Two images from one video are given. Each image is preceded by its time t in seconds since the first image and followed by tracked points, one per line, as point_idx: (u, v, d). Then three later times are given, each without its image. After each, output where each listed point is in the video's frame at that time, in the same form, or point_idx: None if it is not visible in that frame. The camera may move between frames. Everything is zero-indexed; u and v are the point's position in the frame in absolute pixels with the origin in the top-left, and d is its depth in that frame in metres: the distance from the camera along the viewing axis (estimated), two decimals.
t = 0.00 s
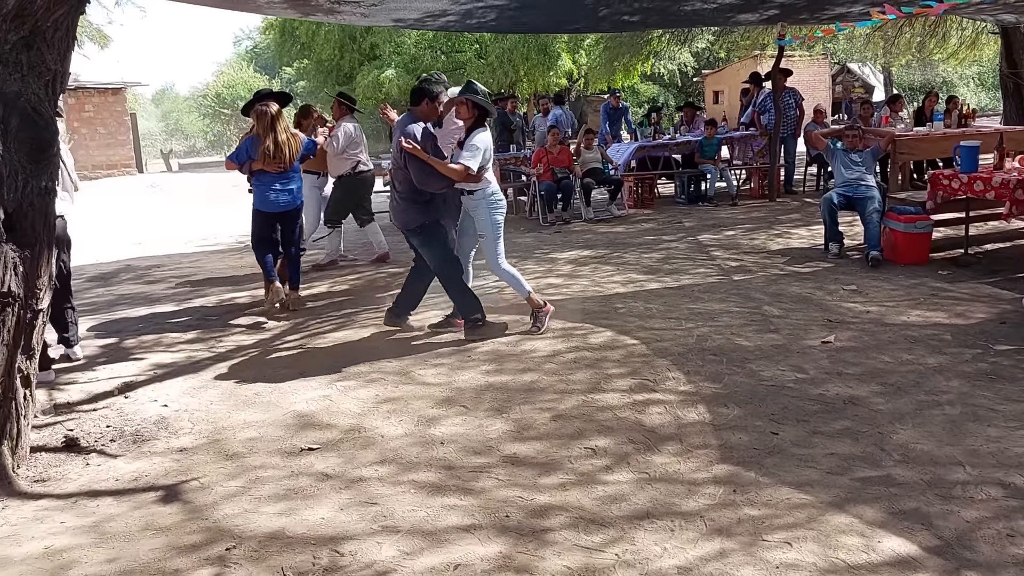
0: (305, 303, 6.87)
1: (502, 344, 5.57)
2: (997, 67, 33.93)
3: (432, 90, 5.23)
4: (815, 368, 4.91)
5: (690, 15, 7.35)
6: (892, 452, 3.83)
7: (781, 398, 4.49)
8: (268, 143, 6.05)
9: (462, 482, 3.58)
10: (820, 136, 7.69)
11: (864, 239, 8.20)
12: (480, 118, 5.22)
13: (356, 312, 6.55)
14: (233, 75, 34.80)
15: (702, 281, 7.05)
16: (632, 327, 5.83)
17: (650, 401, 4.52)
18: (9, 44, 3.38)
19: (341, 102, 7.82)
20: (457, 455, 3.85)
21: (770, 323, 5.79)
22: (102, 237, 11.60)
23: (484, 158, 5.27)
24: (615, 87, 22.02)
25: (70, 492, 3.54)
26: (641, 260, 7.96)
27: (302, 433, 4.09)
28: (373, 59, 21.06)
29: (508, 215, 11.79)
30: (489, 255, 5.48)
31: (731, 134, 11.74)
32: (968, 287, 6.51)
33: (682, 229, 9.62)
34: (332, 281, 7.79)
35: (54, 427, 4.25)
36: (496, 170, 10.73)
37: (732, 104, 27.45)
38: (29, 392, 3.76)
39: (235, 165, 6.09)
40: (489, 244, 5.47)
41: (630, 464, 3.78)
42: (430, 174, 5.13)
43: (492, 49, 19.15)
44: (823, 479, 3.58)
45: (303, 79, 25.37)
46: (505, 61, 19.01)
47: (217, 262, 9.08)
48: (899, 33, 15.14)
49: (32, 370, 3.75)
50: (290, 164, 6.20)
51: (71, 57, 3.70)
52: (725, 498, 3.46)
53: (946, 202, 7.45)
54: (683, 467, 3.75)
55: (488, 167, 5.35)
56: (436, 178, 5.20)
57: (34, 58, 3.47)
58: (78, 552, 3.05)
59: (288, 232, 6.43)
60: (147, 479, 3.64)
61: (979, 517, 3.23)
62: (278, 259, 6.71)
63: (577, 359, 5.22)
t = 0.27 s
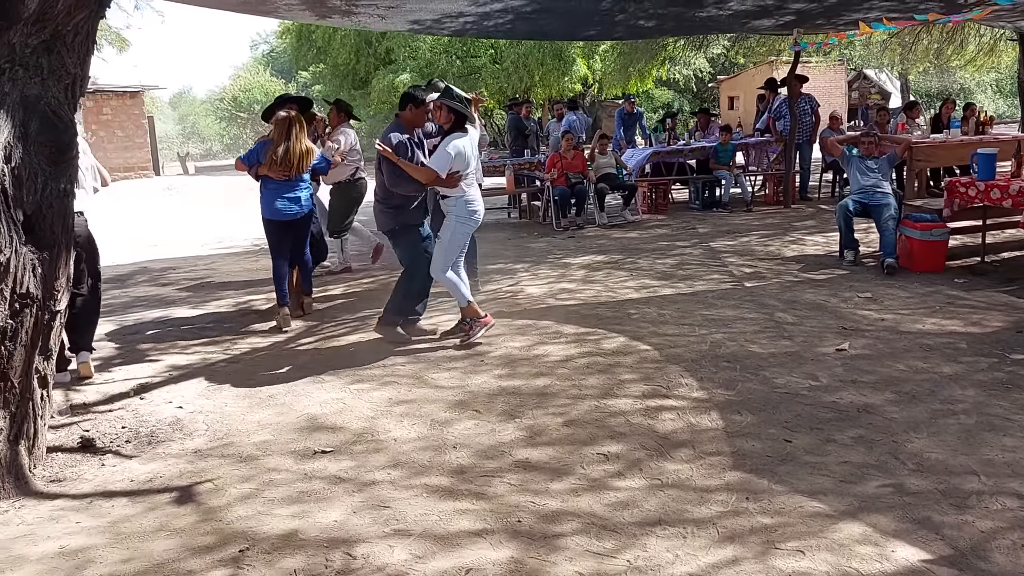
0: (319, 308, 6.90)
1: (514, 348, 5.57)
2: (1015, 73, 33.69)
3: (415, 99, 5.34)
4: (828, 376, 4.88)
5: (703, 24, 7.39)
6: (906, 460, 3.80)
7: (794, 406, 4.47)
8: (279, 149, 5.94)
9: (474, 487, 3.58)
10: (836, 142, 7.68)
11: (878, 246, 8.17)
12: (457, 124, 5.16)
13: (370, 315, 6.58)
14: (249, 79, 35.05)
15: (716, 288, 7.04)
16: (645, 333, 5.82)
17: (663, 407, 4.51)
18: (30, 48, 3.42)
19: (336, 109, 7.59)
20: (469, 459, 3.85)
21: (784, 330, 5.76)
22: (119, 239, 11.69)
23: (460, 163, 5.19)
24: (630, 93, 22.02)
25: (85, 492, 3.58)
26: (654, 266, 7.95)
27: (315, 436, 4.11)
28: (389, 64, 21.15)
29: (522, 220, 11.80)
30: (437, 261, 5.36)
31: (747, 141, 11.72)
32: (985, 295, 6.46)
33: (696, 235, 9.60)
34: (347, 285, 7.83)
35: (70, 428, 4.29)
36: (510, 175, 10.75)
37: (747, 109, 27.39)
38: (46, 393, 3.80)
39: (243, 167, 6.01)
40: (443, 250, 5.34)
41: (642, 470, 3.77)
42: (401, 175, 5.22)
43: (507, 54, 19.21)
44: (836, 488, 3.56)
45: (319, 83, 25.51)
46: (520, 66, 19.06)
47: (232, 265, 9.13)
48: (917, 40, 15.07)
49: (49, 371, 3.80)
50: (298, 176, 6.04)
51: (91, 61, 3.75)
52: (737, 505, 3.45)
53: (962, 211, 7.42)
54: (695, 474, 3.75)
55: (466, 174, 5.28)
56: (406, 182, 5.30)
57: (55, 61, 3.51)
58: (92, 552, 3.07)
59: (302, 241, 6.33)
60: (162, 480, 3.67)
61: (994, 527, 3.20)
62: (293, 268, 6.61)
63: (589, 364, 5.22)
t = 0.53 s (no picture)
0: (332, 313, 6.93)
1: (525, 354, 5.57)
2: None
3: (401, 102, 5.36)
4: (840, 383, 4.85)
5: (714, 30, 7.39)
6: (918, 468, 3.78)
7: (806, 412, 4.45)
8: (292, 154, 5.93)
9: (484, 492, 3.58)
10: (848, 147, 7.65)
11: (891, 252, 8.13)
12: (433, 128, 5.16)
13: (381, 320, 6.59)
14: (263, 84, 35.30)
15: (727, 293, 7.02)
16: (656, 339, 5.81)
17: (673, 413, 4.50)
18: (46, 55, 3.43)
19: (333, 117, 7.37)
20: (479, 464, 3.86)
21: (796, 337, 5.74)
22: (133, 244, 11.77)
23: (432, 166, 5.11)
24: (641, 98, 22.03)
25: (98, 496, 3.60)
26: (665, 271, 7.93)
27: (326, 440, 4.12)
28: (400, 69, 21.24)
29: (533, 225, 11.80)
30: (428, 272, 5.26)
31: (758, 146, 11.70)
32: (999, 302, 6.42)
33: (707, 240, 9.58)
34: (358, 290, 7.85)
35: (83, 432, 4.32)
36: (521, 180, 10.76)
37: (759, 115, 27.35)
38: (60, 397, 3.83)
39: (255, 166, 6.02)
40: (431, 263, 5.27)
41: (652, 477, 3.76)
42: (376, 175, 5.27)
43: (519, 60, 19.28)
44: (848, 495, 3.54)
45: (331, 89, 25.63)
46: (531, 72, 19.10)
47: (244, 270, 9.18)
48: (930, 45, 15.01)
49: (63, 375, 3.83)
50: (308, 185, 6.02)
51: (105, 68, 3.78)
52: (749, 513, 3.43)
53: (976, 217, 7.37)
54: (706, 480, 3.73)
55: (440, 179, 5.17)
56: (379, 182, 5.41)
57: (69, 68, 3.54)
58: (105, 555, 3.09)
59: (314, 249, 6.31)
60: (174, 484, 3.69)
61: (1009, 536, 3.18)
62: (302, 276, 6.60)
63: (600, 370, 5.21)
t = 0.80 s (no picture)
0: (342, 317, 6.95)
1: (535, 358, 5.57)
2: None
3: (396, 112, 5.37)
4: (852, 388, 4.83)
5: (725, 34, 7.39)
6: (931, 474, 3.75)
7: (818, 417, 4.43)
8: (308, 163, 5.94)
9: (495, 496, 3.58)
10: (860, 152, 7.63)
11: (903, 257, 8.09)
12: (410, 136, 5.14)
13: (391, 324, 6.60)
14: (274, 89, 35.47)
15: (738, 298, 7.00)
16: (667, 343, 5.80)
17: (684, 418, 4.48)
18: (60, 61, 3.45)
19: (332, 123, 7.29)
20: (489, 468, 3.86)
21: (808, 341, 5.72)
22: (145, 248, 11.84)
23: (400, 172, 5.09)
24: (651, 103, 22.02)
25: (110, 499, 3.61)
26: (675, 276, 7.92)
27: (337, 444, 4.13)
28: (411, 74, 21.31)
29: (543, 230, 11.80)
30: (378, 273, 5.30)
31: (769, 151, 11.68)
32: (1013, 307, 6.38)
33: (718, 245, 9.56)
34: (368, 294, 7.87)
35: (96, 436, 4.34)
36: (531, 184, 10.77)
37: (770, 119, 27.31)
38: (74, 401, 3.83)
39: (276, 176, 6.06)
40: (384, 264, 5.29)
41: (663, 482, 3.75)
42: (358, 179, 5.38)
43: (528, 64, 19.32)
44: (860, 501, 3.52)
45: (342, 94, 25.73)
46: (541, 77, 19.14)
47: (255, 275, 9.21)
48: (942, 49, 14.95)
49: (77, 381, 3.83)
50: (327, 194, 6.01)
51: (119, 73, 3.80)
52: (761, 518, 3.42)
53: (989, 222, 7.32)
54: (718, 485, 3.72)
55: (409, 188, 5.12)
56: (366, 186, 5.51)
57: (83, 74, 3.56)
58: (118, 558, 3.10)
59: (333, 254, 6.30)
60: (187, 488, 3.71)
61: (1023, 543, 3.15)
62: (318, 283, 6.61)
63: (610, 375, 5.20)
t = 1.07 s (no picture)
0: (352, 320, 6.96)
1: (544, 363, 5.58)
2: None
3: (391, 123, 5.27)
4: (863, 393, 4.81)
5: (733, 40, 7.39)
6: (943, 479, 3.74)
7: (829, 422, 4.41)
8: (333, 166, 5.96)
9: (505, 499, 3.59)
10: (870, 156, 7.61)
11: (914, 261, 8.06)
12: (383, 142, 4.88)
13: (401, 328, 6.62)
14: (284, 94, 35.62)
15: (748, 302, 6.99)
16: (677, 347, 5.80)
17: (694, 422, 4.48)
18: (73, 66, 3.48)
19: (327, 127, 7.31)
20: (499, 472, 3.86)
21: (818, 346, 5.70)
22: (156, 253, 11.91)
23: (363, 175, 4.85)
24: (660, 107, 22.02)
25: (122, 502, 3.63)
26: (685, 280, 7.91)
27: (348, 447, 4.15)
28: (420, 79, 21.38)
29: (552, 234, 11.80)
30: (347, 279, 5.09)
31: (779, 155, 11.65)
32: None
33: (727, 249, 9.55)
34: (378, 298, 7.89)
35: (107, 439, 4.37)
36: (540, 189, 10.79)
37: (779, 123, 27.29)
38: (84, 402, 3.87)
39: (302, 184, 6.09)
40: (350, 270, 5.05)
41: (673, 486, 3.74)
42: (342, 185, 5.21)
43: (538, 69, 19.38)
44: (871, 506, 3.51)
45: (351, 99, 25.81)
46: (550, 81, 19.16)
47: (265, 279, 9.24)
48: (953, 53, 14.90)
49: (88, 382, 3.86)
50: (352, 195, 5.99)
51: (132, 78, 3.83)
52: (771, 522, 3.41)
53: (1001, 226, 7.29)
54: (729, 490, 3.71)
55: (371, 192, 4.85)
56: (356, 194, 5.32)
57: (96, 78, 3.59)
58: (130, 560, 3.12)
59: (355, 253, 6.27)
60: (198, 490, 3.73)
61: None
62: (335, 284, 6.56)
63: (620, 379, 5.20)
